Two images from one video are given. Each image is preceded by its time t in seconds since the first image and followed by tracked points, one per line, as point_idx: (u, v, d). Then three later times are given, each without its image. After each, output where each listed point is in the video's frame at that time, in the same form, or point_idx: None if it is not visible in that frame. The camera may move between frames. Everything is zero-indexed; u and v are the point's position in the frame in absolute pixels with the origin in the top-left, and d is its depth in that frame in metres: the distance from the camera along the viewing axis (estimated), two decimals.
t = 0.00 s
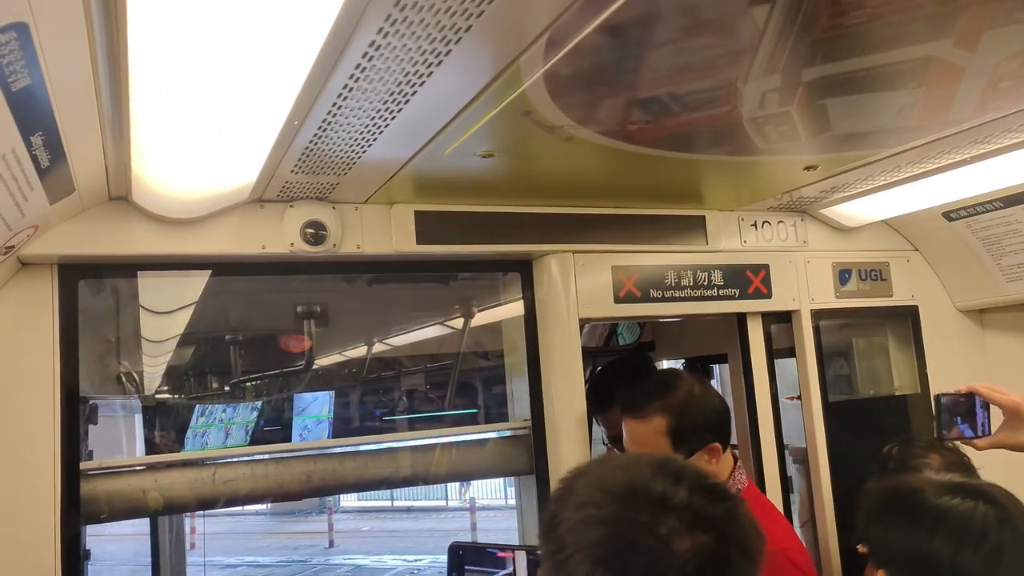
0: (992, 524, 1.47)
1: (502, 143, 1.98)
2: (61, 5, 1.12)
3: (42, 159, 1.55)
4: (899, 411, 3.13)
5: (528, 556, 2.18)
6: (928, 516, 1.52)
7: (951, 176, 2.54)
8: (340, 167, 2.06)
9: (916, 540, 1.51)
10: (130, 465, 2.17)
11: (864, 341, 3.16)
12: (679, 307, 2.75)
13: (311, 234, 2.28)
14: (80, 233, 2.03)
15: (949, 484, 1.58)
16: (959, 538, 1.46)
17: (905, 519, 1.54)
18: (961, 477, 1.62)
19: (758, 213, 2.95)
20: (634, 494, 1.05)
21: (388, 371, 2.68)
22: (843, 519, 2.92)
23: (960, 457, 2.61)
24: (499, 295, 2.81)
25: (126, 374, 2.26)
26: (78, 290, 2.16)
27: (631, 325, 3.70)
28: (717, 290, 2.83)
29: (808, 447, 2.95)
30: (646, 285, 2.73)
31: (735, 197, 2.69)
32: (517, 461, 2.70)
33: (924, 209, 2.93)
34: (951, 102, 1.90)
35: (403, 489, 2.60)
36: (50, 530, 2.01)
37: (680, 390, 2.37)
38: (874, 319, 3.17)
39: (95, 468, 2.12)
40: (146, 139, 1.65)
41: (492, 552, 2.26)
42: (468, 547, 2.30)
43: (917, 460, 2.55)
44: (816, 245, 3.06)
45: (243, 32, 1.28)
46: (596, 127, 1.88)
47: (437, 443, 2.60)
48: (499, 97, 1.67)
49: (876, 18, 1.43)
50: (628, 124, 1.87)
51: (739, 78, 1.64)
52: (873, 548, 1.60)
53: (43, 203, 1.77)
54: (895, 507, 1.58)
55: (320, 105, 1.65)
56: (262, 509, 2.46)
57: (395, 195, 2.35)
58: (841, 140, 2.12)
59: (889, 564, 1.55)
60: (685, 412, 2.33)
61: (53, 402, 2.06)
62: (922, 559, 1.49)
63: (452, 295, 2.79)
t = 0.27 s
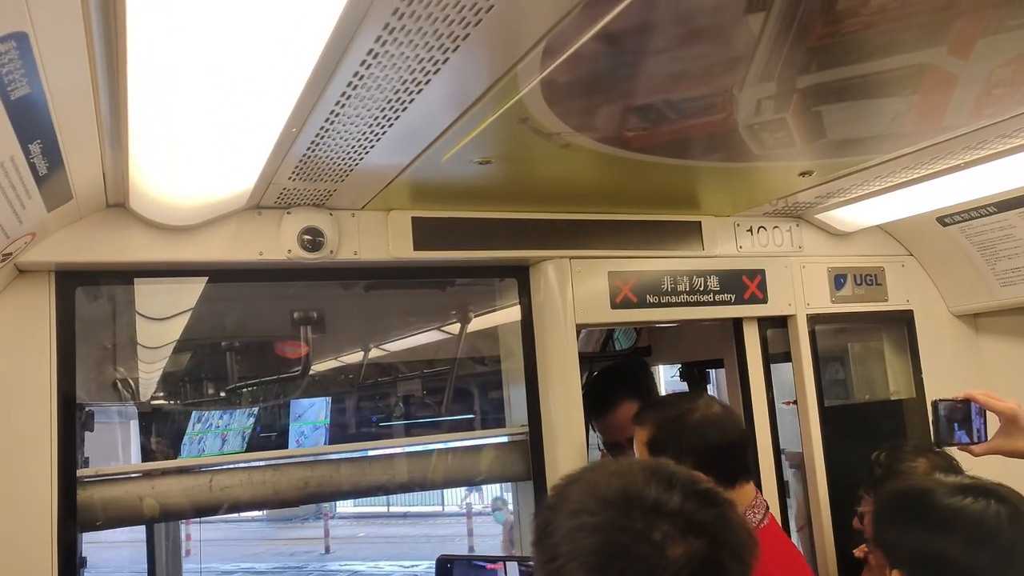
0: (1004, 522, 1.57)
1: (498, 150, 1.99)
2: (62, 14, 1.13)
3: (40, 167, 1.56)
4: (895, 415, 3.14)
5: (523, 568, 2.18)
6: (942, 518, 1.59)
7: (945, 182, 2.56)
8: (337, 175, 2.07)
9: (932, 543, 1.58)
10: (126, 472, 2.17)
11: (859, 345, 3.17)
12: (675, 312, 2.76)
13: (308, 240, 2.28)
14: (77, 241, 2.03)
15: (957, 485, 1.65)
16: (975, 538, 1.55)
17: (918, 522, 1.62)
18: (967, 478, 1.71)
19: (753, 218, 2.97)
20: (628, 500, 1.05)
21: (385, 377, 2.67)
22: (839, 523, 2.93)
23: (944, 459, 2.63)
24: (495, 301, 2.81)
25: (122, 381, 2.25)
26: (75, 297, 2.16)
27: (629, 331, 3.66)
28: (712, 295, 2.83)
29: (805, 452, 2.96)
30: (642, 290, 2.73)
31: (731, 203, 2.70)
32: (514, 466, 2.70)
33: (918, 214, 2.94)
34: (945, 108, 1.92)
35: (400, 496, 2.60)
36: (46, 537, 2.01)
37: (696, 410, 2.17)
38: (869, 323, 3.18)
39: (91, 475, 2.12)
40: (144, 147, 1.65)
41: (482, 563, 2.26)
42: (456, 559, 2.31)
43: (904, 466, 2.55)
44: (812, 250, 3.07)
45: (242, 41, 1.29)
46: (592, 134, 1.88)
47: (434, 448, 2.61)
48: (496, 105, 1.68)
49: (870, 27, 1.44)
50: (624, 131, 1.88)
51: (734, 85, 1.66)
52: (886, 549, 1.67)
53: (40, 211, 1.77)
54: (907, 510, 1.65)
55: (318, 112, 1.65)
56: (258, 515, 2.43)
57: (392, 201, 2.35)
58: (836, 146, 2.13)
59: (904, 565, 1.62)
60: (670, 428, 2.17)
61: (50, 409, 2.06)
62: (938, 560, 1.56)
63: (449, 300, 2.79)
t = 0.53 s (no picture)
0: (1013, 524, 1.58)
1: (495, 153, 2.00)
2: (60, 19, 1.14)
3: (38, 170, 1.56)
4: (890, 417, 3.15)
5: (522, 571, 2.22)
6: (950, 516, 1.63)
7: (939, 184, 2.58)
8: (334, 177, 2.07)
9: (939, 539, 1.61)
10: (123, 475, 2.17)
11: (855, 347, 3.19)
12: (672, 314, 2.77)
13: (305, 243, 2.28)
14: (74, 244, 2.03)
15: (966, 485, 1.69)
16: (983, 536, 1.57)
17: (925, 518, 1.65)
18: (978, 479, 1.74)
19: (749, 220, 2.98)
20: (622, 500, 1.06)
21: (382, 379, 2.66)
22: (836, 523, 2.94)
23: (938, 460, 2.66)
24: (492, 303, 2.82)
25: (118, 384, 2.24)
26: (72, 300, 2.16)
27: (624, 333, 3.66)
28: (708, 297, 2.84)
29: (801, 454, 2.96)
30: (639, 292, 2.74)
31: (727, 205, 2.71)
32: (510, 468, 2.71)
33: (914, 215, 2.95)
34: (939, 111, 1.93)
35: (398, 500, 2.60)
36: (43, 540, 2.02)
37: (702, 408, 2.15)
38: (865, 325, 3.19)
39: (88, 478, 2.12)
40: (141, 150, 1.65)
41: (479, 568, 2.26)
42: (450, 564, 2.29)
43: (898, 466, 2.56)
44: (808, 252, 3.08)
45: (240, 48, 1.30)
46: (589, 136, 1.89)
47: (431, 450, 2.61)
48: (493, 108, 1.69)
49: (865, 30, 1.45)
50: (620, 134, 1.89)
51: (730, 89, 1.66)
52: (896, 546, 1.71)
53: (38, 214, 1.77)
54: (915, 507, 1.68)
55: (316, 115, 1.66)
56: (254, 518, 2.41)
57: (389, 204, 2.36)
58: (831, 148, 2.14)
59: (912, 562, 1.65)
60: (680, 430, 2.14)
61: (47, 412, 2.07)
62: (945, 557, 1.59)
63: (446, 302, 2.78)
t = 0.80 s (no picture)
0: None
1: (493, 156, 2.01)
2: (60, 25, 1.15)
3: (37, 174, 1.56)
4: (887, 418, 3.16)
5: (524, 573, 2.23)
6: (958, 513, 1.64)
7: (935, 187, 2.59)
8: (332, 181, 2.08)
9: (946, 535, 1.63)
10: (122, 477, 2.17)
11: (852, 348, 3.19)
12: (669, 316, 2.78)
13: (304, 245, 2.29)
14: (72, 247, 2.03)
15: (976, 483, 1.70)
16: (990, 533, 1.57)
17: (933, 516, 1.67)
18: (987, 478, 1.74)
19: (746, 222, 2.98)
20: (618, 498, 1.07)
21: (381, 381, 2.67)
22: (833, 523, 2.95)
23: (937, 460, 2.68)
24: (490, 305, 2.82)
25: (116, 386, 2.24)
26: (70, 303, 2.17)
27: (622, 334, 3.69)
28: (706, 299, 2.85)
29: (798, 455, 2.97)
30: (636, 294, 2.75)
31: (724, 207, 2.72)
32: (508, 469, 2.72)
33: (910, 218, 2.97)
34: (935, 114, 1.94)
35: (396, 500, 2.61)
36: (42, 543, 2.02)
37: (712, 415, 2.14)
38: (862, 327, 3.20)
39: (87, 481, 2.13)
40: (140, 154, 1.66)
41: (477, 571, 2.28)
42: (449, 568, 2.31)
43: (897, 469, 2.57)
44: (805, 254, 3.09)
45: (239, 53, 1.31)
46: (586, 140, 1.90)
47: (430, 452, 2.62)
48: (490, 112, 1.70)
49: (859, 35, 1.46)
50: (617, 138, 1.90)
51: (726, 93, 1.67)
52: (904, 544, 1.72)
53: (37, 218, 1.78)
54: (924, 506, 1.70)
55: (314, 119, 1.67)
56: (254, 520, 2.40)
57: (387, 207, 2.36)
58: (828, 151, 2.15)
59: (921, 559, 1.66)
60: (708, 438, 2.08)
61: (46, 414, 2.07)
62: (953, 552, 1.60)
63: (444, 304, 2.79)
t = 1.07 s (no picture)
0: None
1: (490, 158, 2.01)
2: (56, 28, 1.15)
3: (34, 177, 1.57)
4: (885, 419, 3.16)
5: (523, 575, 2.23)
6: (973, 517, 1.50)
7: (932, 187, 2.59)
8: (330, 183, 2.08)
9: (957, 537, 1.49)
10: (120, 480, 2.18)
11: (849, 349, 3.19)
12: (666, 318, 2.78)
13: (301, 248, 2.29)
14: (70, 250, 2.04)
15: (997, 489, 1.56)
16: (1008, 539, 1.41)
17: (947, 519, 1.53)
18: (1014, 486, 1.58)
19: (743, 224, 2.99)
20: (616, 498, 1.07)
21: (379, 383, 2.67)
22: (831, 524, 2.95)
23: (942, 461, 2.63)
24: (488, 307, 2.82)
25: (114, 389, 2.25)
26: (68, 306, 2.17)
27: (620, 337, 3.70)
28: (704, 300, 2.85)
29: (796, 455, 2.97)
30: (634, 296, 2.75)
31: (721, 209, 2.72)
32: (507, 471, 2.72)
33: (907, 219, 2.97)
34: (930, 116, 1.94)
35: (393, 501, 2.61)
36: (40, 545, 2.02)
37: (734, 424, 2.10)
38: (859, 328, 3.21)
39: (85, 483, 2.13)
40: (138, 156, 1.66)
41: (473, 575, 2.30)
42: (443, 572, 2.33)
43: (898, 470, 2.55)
44: (802, 256, 3.09)
45: (235, 55, 1.31)
46: (583, 142, 1.90)
47: (429, 453, 2.62)
48: (486, 114, 1.70)
49: (854, 37, 1.47)
50: (614, 139, 1.90)
51: (723, 94, 1.68)
52: (918, 550, 1.58)
53: (35, 220, 1.78)
54: (937, 508, 1.57)
55: (311, 121, 1.67)
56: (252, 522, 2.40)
57: (384, 209, 2.36)
58: (825, 153, 2.15)
59: (933, 564, 1.52)
60: (735, 444, 2.02)
61: (44, 417, 2.07)
62: (965, 556, 1.46)
63: (442, 306, 2.79)
